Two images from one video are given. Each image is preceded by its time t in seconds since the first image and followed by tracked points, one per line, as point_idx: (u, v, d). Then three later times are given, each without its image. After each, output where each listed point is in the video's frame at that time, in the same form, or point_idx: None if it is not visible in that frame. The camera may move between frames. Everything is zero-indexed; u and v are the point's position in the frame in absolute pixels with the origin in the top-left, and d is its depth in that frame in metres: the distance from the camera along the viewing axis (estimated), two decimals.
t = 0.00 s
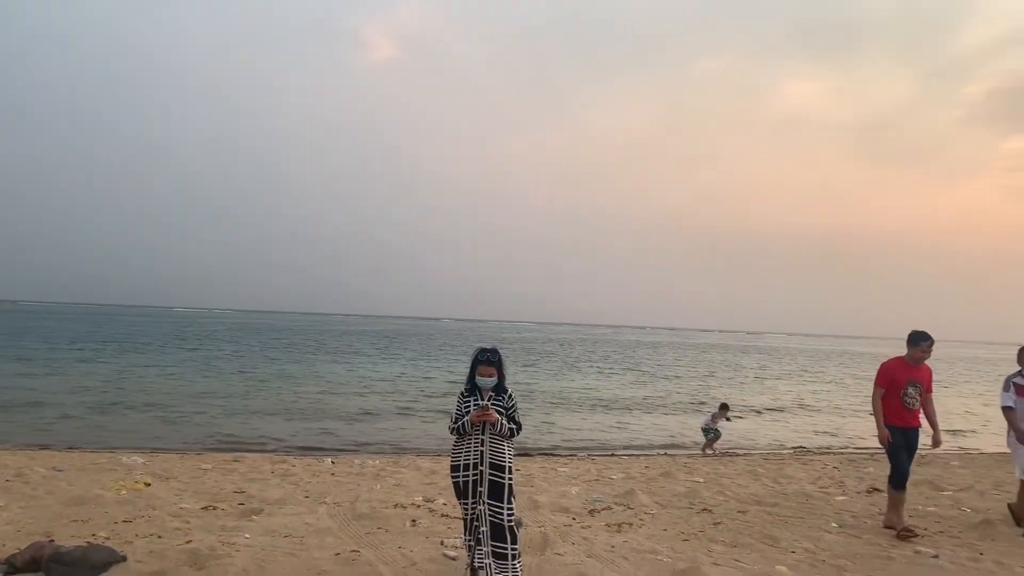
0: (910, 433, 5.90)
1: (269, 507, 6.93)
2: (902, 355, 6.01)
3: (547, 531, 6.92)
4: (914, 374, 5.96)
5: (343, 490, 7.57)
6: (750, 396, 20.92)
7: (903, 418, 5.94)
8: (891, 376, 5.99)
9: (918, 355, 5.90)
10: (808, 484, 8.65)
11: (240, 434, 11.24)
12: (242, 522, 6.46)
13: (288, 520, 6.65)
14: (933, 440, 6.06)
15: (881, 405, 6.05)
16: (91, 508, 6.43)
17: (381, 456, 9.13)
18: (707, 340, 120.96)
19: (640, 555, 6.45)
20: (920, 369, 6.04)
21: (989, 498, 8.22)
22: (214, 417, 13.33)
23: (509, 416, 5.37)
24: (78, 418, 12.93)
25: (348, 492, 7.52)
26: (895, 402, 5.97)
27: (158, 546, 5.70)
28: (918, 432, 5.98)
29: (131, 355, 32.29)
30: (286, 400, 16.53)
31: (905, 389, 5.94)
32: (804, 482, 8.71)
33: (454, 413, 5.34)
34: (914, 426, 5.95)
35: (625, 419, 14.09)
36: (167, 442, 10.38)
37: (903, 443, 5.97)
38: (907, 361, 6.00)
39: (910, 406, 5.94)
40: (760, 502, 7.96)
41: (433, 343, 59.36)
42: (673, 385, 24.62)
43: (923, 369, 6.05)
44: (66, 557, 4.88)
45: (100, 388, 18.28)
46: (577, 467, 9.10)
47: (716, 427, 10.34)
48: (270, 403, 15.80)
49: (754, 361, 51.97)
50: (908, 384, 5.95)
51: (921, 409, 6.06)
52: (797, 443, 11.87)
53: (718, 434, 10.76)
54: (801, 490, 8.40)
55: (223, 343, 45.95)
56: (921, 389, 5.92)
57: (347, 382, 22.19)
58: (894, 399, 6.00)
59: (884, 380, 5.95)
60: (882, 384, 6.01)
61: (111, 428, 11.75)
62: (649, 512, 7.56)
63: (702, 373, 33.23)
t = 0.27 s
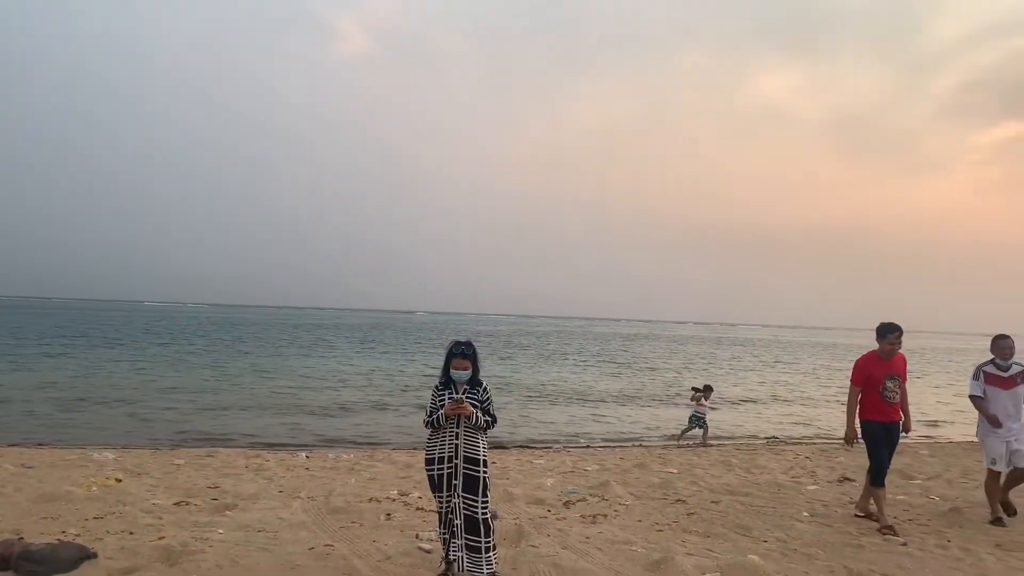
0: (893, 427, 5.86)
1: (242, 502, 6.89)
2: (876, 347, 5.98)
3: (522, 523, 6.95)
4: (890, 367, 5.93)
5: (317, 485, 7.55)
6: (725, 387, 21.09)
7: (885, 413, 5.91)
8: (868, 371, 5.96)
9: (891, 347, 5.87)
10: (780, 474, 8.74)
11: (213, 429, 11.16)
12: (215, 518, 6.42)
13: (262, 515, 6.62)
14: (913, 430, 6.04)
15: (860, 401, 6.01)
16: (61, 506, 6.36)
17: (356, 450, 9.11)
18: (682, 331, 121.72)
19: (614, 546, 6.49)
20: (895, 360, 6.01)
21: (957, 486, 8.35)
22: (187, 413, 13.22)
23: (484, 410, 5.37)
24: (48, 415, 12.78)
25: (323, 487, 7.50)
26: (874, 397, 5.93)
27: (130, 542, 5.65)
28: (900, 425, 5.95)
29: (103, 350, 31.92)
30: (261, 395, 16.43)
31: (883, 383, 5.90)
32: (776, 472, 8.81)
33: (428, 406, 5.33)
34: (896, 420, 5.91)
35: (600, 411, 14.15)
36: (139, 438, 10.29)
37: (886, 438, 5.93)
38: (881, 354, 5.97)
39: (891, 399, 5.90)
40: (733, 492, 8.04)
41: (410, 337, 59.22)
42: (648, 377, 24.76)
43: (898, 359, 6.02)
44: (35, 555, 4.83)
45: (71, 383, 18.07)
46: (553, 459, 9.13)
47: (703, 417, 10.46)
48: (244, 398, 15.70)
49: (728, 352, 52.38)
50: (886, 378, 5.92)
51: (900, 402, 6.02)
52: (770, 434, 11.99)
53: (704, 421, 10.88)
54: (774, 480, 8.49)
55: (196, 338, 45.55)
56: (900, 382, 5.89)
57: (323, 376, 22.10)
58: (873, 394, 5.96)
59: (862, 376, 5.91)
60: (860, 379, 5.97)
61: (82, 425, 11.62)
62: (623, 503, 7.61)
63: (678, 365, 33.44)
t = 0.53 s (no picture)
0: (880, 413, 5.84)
1: (222, 500, 6.86)
2: (852, 338, 6.04)
3: (503, 516, 6.95)
4: (869, 354, 5.97)
5: (297, 481, 7.52)
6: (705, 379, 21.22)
7: (870, 400, 5.90)
8: (848, 362, 5.99)
9: (867, 334, 5.93)
10: (759, 464, 8.81)
11: (191, 427, 11.08)
12: (195, 516, 6.38)
13: (242, 512, 6.58)
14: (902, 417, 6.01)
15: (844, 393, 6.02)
16: (37, 506, 6.29)
17: (336, 446, 9.08)
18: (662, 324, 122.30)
19: (595, 538, 6.52)
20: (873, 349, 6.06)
21: (933, 474, 8.46)
22: (165, 411, 13.12)
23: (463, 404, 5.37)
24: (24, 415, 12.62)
25: (303, 483, 7.47)
26: (858, 385, 5.95)
27: (107, 541, 5.61)
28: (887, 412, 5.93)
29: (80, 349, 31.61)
30: (240, 392, 16.33)
31: (865, 371, 5.93)
32: (755, 462, 8.88)
33: (408, 401, 5.32)
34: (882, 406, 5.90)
35: (581, 404, 14.19)
36: (117, 437, 10.20)
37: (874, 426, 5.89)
38: (860, 344, 6.02)
39: (874, 386, 5.92)
40: (713, 483, 8.09)
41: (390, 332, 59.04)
42: (629, 369, 24.86)
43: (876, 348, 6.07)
44: (11, 556, 4.78)
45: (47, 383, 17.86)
46: (534, 452, 9.15)
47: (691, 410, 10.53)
48: (223, 396, 15.60)
49: (708, 344, 52.69)
50: (867, 365, 5.95)
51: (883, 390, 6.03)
52: (749, 425, 12.07)
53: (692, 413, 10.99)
54: (753, 470, 8.56)
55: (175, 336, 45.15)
56: (881, 368, 5.92)
57: (303, 373, 22.00)
58: (856, 384, 5.97)
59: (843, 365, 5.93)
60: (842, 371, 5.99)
61: (58, 424, 11.50)
62: (604, 495, 7.64)
63: (658, 357, 33.64)
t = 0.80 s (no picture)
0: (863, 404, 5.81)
1: (202, 499, 6.82)
2: (833, 331, 6.06)
3: (485, 512, 6.96)
4: (849, 346, 5.98)
5: (278, 479, 7.49)
6: (686, 373, 21.33)
7: (852, 392, 5.89)
8: (830, 354, 6.00)
9: (845, 325, 5.94)
10: (739, 457, 8.87)
11: (171, 427, 11.00)
12: (175, 515, 6.35)
13: (223, 510, 6.56)
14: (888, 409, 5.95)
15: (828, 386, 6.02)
16: (14, 507, 6.23)
17: (317, 444, 9.05)
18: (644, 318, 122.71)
19: (577, 532, 6.55)
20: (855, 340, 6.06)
21: (910, 464, 8.56)
22: (144, 411, 13.02)
23: (444, 399, 5.37)
24: None
25: (284, 481, 7.44)
26: (839, 377, 5.94)
27: (86, 542, 5.57)
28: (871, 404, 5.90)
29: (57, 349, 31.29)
30: (220, 391, 16.22)
31: (845, 362, 5.93)
32: (735, 455, 8.95)
33: (389, 398, 5.30)
34: (864, 398, 5.88)
35: (563, 399, 14.22)
36: (95, 437, 10.11)
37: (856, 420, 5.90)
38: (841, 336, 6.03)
39: (855, 378, 5.91)
40: (693, 476, 8.15)
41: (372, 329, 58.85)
42: (610, 364, 24.93)
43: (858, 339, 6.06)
44: None
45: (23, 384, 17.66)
46: (515, 447, 9.17)
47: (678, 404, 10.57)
48: (203, 395, 15.49)
49: (689, 338, 52.95)
50: (847, 357, 5.95)
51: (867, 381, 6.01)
52: (729, 418, 12.16)
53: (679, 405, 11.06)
54: (733, 463, 8.62)
55: (154, 334, 44.76)
56: (861, 359, 5.91)
57: (284, 371, 21.90)
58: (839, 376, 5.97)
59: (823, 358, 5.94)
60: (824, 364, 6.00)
61: (35, 425, 11.37)
62: (586, 489, 7.67)
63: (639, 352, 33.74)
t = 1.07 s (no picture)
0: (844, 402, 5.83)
1: (179, 499, 6.78)
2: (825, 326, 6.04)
3: (465, 509, 6.97)
4: (837, 342, 5.97)
5: (257, 479, 7.46)
6: (666, 369, 21.45)
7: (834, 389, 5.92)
8: (817, 350, 6.00)
9: (834, 323, 5.93)
10: (718, 451, 8.93)
11: (148, 427, 10.91)
12: (152, 515, 6.31)
13: (200, 510, 6.52)
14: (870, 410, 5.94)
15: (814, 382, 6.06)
16: None
17: (296, 442, 9.02)
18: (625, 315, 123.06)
19: (556, 528, 6.57)
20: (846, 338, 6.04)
21: (886, 457, 8.65)
22: (121, 411, 12.91)
23: (423, 397, 5.36)
24: None
25: (262, 480, 7.41)
26: (824, 374, 5.97)
27: (61, 543, 5.52)
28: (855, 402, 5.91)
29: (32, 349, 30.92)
30: (198, 391, 16.11)
31: (831, 360, 5.94)
32: (714, 450, 9.01)
33: (367, 396, 5.29)
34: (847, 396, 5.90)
35: (543, 396, 14.24)
36: (71, 438, 10.02)
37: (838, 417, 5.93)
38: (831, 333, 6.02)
39: (839, 375, 5.92)
40: (672, 471, 8.19)
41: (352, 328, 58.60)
42: (591, 361, 24.99)
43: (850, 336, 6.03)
44: None
45: None
46: (495, 444, 9.18)
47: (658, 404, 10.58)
48: (180, 395, 15.39)
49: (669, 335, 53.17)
50: (833, 354, 5.96)
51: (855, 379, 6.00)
52: (708, 413, 12.23)
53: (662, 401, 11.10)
54: (711, 458, 8.68)
55: (132, 334, 44.36)
56: (847, 357, 5.91)
57: (263, 370, 21.79)
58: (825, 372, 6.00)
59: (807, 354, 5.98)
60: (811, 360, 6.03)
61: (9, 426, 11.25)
62: (565, 485, 7.69)
63: (620, 349, 33.84)
